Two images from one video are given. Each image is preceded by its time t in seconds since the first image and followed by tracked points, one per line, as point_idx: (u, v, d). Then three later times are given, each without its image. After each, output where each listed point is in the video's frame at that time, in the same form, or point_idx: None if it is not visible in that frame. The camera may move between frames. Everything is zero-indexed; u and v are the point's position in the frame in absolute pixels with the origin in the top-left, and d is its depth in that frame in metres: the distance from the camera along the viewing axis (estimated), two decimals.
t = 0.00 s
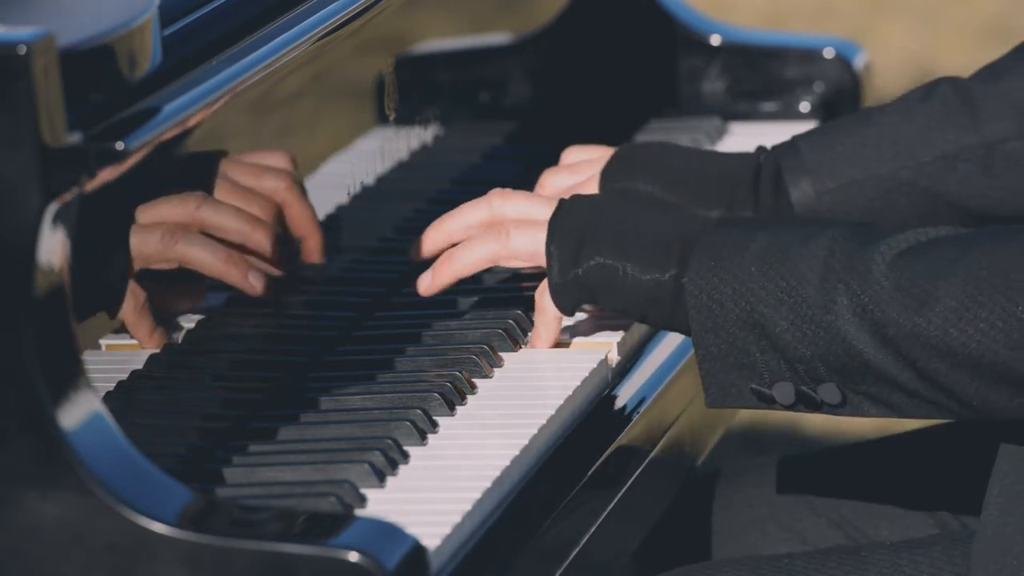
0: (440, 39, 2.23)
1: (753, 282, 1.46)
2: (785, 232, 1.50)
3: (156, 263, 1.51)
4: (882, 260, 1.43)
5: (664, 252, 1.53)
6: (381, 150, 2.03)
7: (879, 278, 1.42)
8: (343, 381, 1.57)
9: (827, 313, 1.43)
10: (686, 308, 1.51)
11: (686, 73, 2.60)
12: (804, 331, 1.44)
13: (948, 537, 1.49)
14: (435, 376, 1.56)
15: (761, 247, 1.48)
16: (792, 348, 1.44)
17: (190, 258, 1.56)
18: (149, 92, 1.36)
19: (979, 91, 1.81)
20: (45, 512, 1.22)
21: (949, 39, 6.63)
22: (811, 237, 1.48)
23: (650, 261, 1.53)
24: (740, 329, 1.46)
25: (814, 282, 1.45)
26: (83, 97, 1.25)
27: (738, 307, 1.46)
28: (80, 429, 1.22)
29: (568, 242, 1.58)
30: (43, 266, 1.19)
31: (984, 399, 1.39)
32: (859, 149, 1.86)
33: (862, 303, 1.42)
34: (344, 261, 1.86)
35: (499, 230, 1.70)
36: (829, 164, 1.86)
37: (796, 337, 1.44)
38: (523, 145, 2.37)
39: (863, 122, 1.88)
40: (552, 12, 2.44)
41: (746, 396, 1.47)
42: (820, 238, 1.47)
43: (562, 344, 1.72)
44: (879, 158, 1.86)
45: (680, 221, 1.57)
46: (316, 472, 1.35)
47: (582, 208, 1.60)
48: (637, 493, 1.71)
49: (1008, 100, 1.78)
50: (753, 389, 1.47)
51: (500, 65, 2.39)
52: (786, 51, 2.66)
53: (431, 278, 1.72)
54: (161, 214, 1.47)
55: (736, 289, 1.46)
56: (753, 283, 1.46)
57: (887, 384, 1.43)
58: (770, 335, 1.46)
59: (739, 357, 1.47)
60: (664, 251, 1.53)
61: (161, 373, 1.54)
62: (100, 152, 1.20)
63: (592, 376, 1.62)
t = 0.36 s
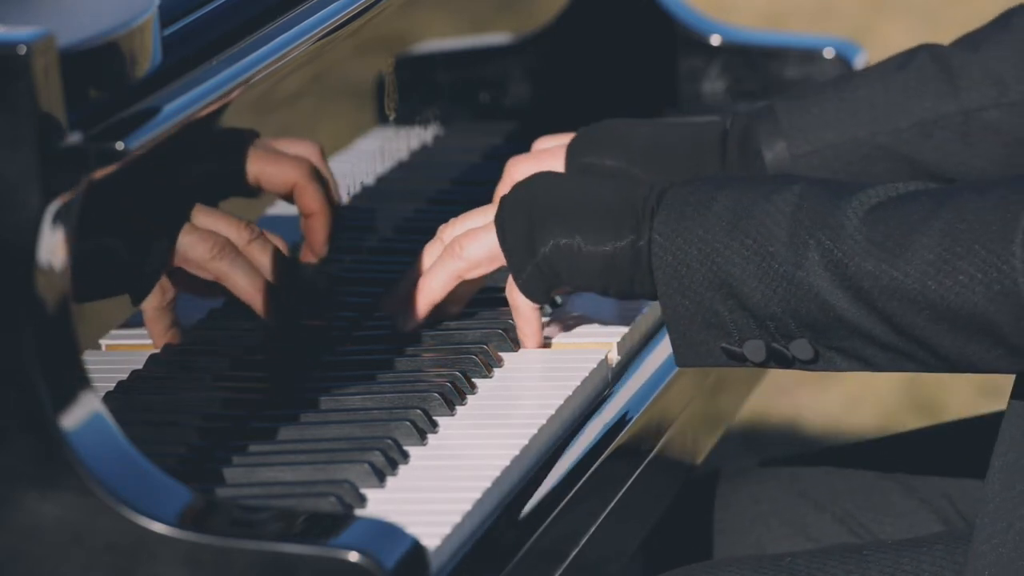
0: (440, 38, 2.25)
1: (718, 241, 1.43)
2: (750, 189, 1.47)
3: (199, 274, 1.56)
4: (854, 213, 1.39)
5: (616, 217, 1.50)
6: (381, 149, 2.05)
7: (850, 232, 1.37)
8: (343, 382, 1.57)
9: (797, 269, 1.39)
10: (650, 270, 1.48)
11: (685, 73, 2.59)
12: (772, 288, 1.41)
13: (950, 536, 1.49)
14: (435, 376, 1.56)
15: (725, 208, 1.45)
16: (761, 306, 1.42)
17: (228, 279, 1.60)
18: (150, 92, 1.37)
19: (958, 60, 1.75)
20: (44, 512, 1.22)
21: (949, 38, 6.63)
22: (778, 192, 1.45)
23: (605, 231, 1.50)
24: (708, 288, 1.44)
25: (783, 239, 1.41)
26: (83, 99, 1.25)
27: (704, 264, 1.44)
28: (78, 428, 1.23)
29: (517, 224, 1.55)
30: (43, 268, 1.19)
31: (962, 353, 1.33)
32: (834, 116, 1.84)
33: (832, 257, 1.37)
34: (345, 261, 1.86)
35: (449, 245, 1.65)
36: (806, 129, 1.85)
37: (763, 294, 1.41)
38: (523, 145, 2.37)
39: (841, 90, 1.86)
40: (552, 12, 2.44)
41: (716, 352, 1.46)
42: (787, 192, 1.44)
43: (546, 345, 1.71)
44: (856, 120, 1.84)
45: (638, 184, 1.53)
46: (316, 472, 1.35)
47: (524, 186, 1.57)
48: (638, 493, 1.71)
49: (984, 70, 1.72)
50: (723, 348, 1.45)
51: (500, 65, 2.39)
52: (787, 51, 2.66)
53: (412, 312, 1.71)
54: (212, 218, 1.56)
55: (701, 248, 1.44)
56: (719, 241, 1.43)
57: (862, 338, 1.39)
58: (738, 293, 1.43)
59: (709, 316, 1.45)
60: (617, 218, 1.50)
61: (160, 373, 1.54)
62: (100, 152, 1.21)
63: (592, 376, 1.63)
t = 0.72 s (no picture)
0: (441, 38, 2.25)
1: (704, 232, 1.44)
2: (736, 180, 1.47)
3: (212, 279, 1.57)
4: (842, 198, 1.39)
5: (603, 217, 1.52)
6: (381, 149, 2.06)
7: (839, 216, 1.38)
8: (344, 382, 1.57)
9: (785, 255, 1.39)
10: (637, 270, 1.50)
11: (686, 73, 2.59)
12: (758, 277, 1.41)
13: (949, 535, 1.49)
14: (435, 376, 1.56)
15: (711, 199, 1.46)
16: (746, 295, 1.42)
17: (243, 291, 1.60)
18: (150, 92, 1.37)
19: (958, 66, 1.81)
20: (44, 512, 1.22)
21: (950, 37, 6.62)
22: (763, 181, 1.45)
23: (590, 231, 1.52)
24: (694, 279, 1.44)
25: (771, 226, 1.41)
26: (84, 99, 1.24)
27: (690, 254, 1.44)
28: (79, 429, 1.22)
29: (502, 224, 1.57)
30: (43, 267, 1.19)
31: (950, 335, 1.33)
32: (835, 126, 1.86)
33: (821, 242, 1.38)
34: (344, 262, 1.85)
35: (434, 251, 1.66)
36: (806, 138, 1.87)
37: (749, 283, 1.42)
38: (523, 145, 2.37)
39: (842, 99, 1.88)
40: (552, 13, 2.45)
41: (701, 344, 1.47)
42: (774, 181, 1.45)
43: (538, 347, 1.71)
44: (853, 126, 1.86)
45: (622, 189, 1.55)
46: (316, 472, 1.35)
47: (516, 194, 1.58)
48: (638, 492, 1.71)
49: (983, 77, 1.78)
50: (708, 339, 1.46)
51: (500, 65, 2.39)
52: (787, 51, 2.66)
53: (410, 326, 1.70)
54: (228, 224, 1.59)
55: (688, 239, 1.44)
56: (705, 231, 1.44)
57: (849, 325, 1.39)
58: (724, 283, 1.43)
59: (695, 307, 1.45)
60: (603, 217, 1.52)
61: (160, 373, 1.54)
62: (100, 152, 1.22)
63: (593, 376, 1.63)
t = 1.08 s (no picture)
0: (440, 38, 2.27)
1: (706, 234, 1.45)
2: (737, 183, 1.49)
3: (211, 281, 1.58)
4: (845, 197, 1.40)
5: (605, 231, 1.54)
6: (382, 149, 2.06)
7: (841, 215, 1.38)
8: (344, 382, 1.57)
9: (787, 255, 1.40)
10: (643, 278, 1.52)
11: (686, 73, 2.59)
12: (761, 278, 1.42)
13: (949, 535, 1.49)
14: (434, 376, 1.56)
15: (714, 202, 1.47)
16: (750, 296, 1.43)
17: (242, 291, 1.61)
18: (150, 93, 1.37)
19: (962, 58, 1.80)
20: (45, 512, 1.22)
21: (950, 37, 6.62)
22: (765, 183, 1.47)
23: (593, 243, 1.55)
24: (697, 282, 1.46)
25: (772, 227, 1.42)
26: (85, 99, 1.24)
27: (693, 257, 1.46)
28: (79, 429, 1.22)
29: (508, 239, 1.60)
30: (43, 267, 1.19)
31: (952, 332, 1.33)
32: (836, 111, 1.85)
33: (822, 239, 1.38)
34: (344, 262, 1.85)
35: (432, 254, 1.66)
36: (807, 123, 1.85)
37: (752, 284, 1.42)
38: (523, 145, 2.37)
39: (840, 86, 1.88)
40: (552, 14, 2.46)
41: (705, 348, 1.48)
42: (775, 183, 1.46)
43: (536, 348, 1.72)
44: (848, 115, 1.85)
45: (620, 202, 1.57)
46: (316, 472, 1.35)
47: (530, 216, 1.61)
48: (638, 492, 1.71)
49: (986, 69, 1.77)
50: (713, 342, 1.47)
51: (500, 65, 2.40)
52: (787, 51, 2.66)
53: (412, 329, 1.70)
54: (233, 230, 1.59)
55: (689, 241, 1.46)
56: (708, 232, 1.45)
57: (853, 324, 1.39)
58: (727, 284, 1.44)
59: (698, 310, 1.47)
60: (605, 230, 1.55)
61: (159, 373, 1.54)
62: (101, 152, 1.24)
63: (592, 376, 1.64)
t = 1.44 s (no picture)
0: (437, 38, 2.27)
1: (730, 210, 1.42)
2: (763, 157, 1.45)
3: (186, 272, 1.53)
4: (870, 181, 1.38)
5: (625, 210, 1.51)
6: (381, 150, 2.06)
7: (866, 202, 1.36)
8: (343, 382, 1.57)
9: (811, 236, 1.38)
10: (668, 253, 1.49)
11: (686, 73, 2.59)
12: (783, 256, 1.39)
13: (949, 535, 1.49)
14: (434, 376, 1.56)
15: (738, 177, 1.44)
16: (771, 274, 1.40)
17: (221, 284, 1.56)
18: (150, 93, 1.37)
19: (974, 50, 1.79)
20: (45, 512, 1.22)
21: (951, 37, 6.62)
22: (792, 159, 1.43)
23: (615, 225, 1.52)
24: (718, 258, 1.43)
25: (798, 206, 1.39)
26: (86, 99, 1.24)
27: (715, 233, 1.42)
28: (79, 429, 1.22)
29: (536, 227, 1.57)
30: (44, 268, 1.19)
31: (972, 326, 1.32)
32: (851, 99, 1.83)
33: (846, 222, 1.36)
34: (344, 262, 1.85)
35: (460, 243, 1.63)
36: (822, 110, 1.83)
37: (773, 262, 1.40)
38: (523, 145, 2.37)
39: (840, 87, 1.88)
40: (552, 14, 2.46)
41: (722, 321, 1.45)
42: (802, 161, 1.43)
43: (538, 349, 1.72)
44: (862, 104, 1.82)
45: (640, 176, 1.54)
46: (316, 472, 1.35)
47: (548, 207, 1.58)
48: (637, 492, 1.71)
49: (993, 66, 1.77)
50: (730, 317, 1.44)
51: (500, 65, 2.40)
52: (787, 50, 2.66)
53: (432, 322, 1.67)
54: (204, 222, 1.56)
55: (714, 215, 1.43)
56: (732, 206, 1.42)
57: (872, 309, 1.38)
58: (747, 262, 1.41)
59: (718, 285, 1.43)
60: (626, 210, 1.51)
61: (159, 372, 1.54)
62: (101, 153, 1.23)
63: (593, 375, 1.64)
